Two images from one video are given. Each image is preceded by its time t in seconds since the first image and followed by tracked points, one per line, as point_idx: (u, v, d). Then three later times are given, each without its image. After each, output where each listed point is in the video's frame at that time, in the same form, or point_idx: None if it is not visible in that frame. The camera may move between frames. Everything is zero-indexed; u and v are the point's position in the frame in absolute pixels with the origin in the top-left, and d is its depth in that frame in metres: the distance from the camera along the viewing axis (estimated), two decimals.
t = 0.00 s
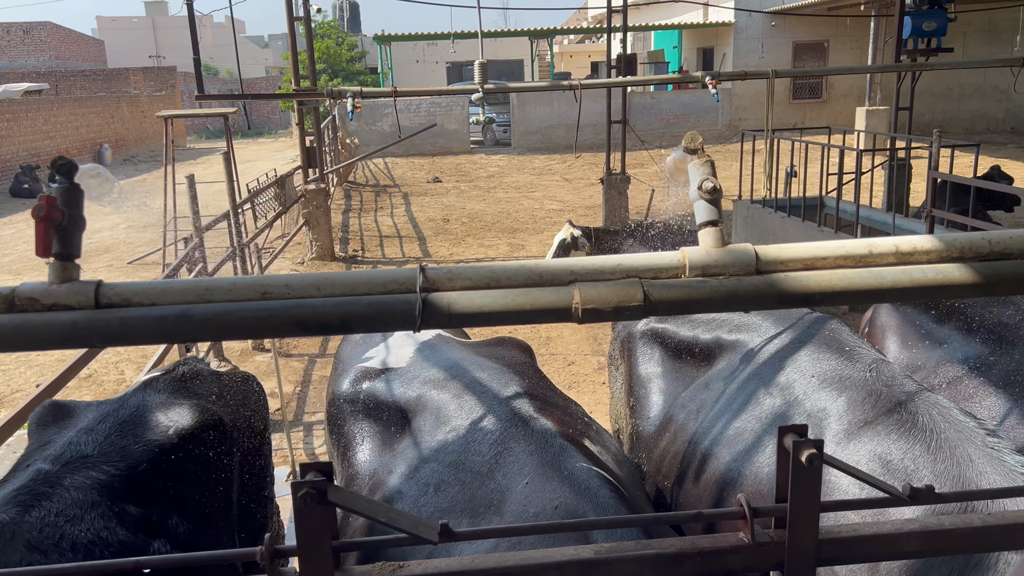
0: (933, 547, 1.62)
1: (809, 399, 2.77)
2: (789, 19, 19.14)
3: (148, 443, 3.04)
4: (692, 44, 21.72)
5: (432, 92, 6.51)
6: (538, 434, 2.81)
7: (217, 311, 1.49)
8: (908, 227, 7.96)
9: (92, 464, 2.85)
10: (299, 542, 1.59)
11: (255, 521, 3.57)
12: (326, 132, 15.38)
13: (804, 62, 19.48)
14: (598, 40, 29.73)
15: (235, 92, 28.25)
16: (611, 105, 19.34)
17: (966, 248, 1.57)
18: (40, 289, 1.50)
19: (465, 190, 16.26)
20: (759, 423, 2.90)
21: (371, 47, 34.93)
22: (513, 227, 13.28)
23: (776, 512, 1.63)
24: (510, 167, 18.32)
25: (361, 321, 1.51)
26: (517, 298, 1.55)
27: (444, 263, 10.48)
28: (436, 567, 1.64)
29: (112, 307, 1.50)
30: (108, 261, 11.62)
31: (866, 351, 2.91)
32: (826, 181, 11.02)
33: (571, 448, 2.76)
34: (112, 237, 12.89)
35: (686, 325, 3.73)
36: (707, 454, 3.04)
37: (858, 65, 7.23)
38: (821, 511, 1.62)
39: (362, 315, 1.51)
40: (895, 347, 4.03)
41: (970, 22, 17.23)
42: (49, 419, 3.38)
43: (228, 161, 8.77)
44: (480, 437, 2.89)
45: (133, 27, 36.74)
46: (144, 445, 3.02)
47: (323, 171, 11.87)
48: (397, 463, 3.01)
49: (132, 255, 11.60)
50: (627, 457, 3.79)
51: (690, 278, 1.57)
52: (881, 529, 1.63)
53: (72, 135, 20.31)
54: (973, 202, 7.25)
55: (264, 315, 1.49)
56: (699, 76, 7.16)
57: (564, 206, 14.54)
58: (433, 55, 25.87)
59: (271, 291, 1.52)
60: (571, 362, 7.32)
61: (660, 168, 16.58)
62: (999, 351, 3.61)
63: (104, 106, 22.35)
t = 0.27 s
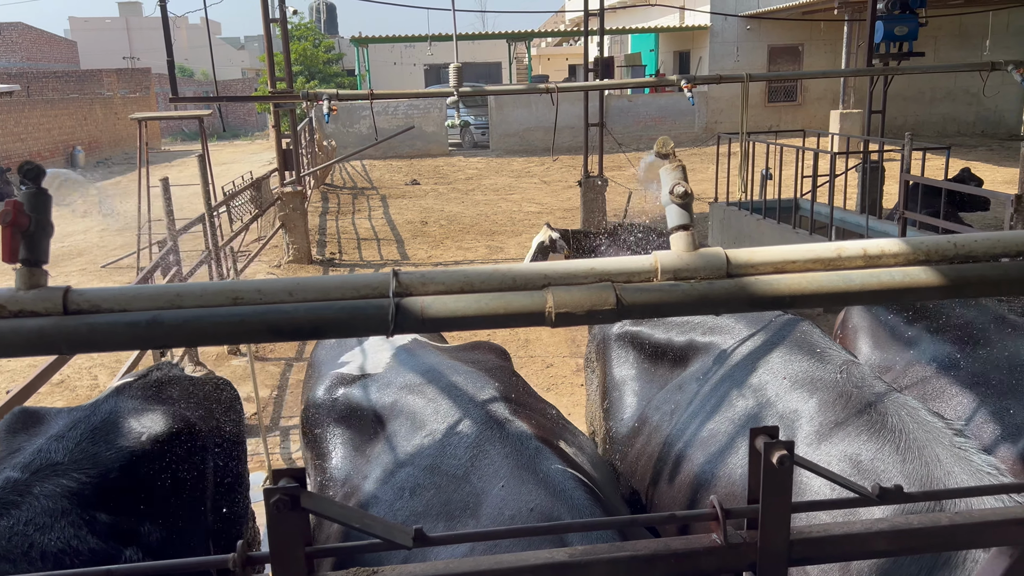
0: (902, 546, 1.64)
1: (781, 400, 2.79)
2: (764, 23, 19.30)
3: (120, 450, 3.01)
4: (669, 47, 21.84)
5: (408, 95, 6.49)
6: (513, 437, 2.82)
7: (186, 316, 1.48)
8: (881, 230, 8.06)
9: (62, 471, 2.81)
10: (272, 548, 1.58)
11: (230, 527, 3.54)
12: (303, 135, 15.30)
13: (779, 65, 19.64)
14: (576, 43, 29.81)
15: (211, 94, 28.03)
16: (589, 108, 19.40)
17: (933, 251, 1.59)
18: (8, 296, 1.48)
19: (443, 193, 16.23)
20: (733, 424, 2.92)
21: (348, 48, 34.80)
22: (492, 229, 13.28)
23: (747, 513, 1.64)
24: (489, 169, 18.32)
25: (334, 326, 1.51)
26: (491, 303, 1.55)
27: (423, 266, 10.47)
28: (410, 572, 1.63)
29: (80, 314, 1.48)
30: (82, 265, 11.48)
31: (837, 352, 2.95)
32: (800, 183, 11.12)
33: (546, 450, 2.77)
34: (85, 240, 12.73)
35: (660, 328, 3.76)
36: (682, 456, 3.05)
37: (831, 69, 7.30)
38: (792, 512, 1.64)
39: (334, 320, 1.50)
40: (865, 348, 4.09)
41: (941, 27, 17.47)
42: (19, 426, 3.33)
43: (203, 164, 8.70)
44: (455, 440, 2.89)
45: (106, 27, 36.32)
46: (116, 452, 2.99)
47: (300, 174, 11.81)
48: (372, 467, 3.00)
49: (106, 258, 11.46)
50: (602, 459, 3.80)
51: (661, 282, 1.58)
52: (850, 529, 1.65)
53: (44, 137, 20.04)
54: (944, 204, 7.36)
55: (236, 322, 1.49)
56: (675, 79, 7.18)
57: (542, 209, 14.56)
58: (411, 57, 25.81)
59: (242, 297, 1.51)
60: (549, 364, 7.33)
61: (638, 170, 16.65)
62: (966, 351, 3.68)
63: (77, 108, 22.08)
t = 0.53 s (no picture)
0: (866, 541, 1.65)
1: (748, 399, 2.82)
2: (731, 27, 19.48)
3: (81, 458, 2.96)
4: (638, 50, 21.98)
5: (376, 98, 6.45)
6: (482, 438, 2.81)
7: (146, 320, 1.46)
8: (846, 231, 8.16)
9: (21, 481, 2.76)
10: (235, 555, 1.56)
11: (198, 534, 3.50)
12: (271, 137, 15.15)
13: (746, 68, 19.84)
14: (545, 46, 29.89)
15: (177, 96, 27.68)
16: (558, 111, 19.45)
17: (891, 250, 1.62)
18: None
19: (413, 195, 16.17)
20: (701, 424, 2.94)
21: (316, 51, 34.56)
22: (463, 232, 13.25)
23: (714, 510, 1.65)
24: (459, 172, 18.29)
25: (297, 329, 1.49)
26: (457, 304, 1.54)
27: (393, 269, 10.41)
28: None
29: (36, 318, 1.45)
30: (44, 271, 11.28)
31: (803, 351, 2.98)
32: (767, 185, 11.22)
33: (515, 451, 2.76)
34: (47, 246, 12.50)
35: (629, 329, 3.78)
36: (650, 456, 3.07)
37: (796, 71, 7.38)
38: (757, 509, 1.65)
39: (298, 323, 1.49)
40: (830, 346, 4.14)
41: (903, 31, 17.77)
42: None
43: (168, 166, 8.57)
44: (424, 443, 2.88)
45: (68, 29, 35.72)
46: (76, 461, 2.94)
47: (267, 176, 11.69)
48: (340, 472, 2.98)
49: (69, 264, 11.26)
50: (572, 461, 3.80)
51: (626, 282, 1.59)
52: (815, 525, 1.66)
53: (5, 140, 19.64)
54: (907, 204, 7.47)
55: (197, 325, 1.47)
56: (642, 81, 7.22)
57: (513, 211, 14.57)
58: (380, 60, 25.70)
59: (203, 299, 1.49)
60: (521, 366, 7.33)
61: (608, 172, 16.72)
62: (928, 346, 3.75)
63: (38, 111, 21.68)
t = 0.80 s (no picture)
0: (825, 532, 1.69)
1: (709, 396, 2.86)
2: (690, 29, 19.68)
3: (36, 469, 2.89)
4: (599, 52, 22.11)
5: (337, 100, 6.41)
6: (446, 438, 2.81)
7: (104, 324, 1.44)
8: (805, 230, 8.29)
9: None
10: (199, 562, 1.54)
11: (159, 543, 3.44)
12: (230, 140, 14.96)
13: (706, 71, 20.07)
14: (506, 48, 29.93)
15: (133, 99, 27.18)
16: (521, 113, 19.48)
17: (847, 247, 1.65)
18: None
19: (376, 198, 16.08)
20: (663, 422, 2.97)
21: (275, 53, 34.21)
22: (426, 234, 13.21)
23: (677, 506, 1.67)
24: (422, 174, 18.23)
25: (258, 332, 1.48)
26: (421, 305, 1.54)
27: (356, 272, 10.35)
28: None
29: None
30: None
31: (762, 348, 3.03)
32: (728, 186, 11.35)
33: (479, 450, 2.76)
34: None
35: (593, 329, 3.80)
36: (614, 454, 3.09)
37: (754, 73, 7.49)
38: (719, 503, 1.67)
39: (259, 326, 1.48)
40: (789, 343, 4.21)
41: (858, 34, 18.11)
42: None
43: (124, 170, 8.42)
44: (388, 445, 2.87)
45: (19, 30, 34.88)
46: (31, 471, 2.88)
47: (227, 180, 11.54)
48: (302, 475, 2.95)
49: (22, 270, 11.00)
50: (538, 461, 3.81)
51: (589, 281, 1.60)
52: (776, 518, 1.69)
53: None
54: (863, 203, 7.62)
55: (156, 329, 1.45)
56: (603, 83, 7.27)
57: (477, 213, 14.56)
58: (341, 62, 25.51)
59: (162, 303, 1.47)
60: (486, 368, 7.33)
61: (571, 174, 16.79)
62: (883, 341, 3.82)
63: None
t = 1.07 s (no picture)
0: (786, 526, 1.73)
1: (670, 394, 2.90)
2: (646, 31, 19.87)
3: None
4: (557, 54, 22.22)
5: (294, 103, 6.35)
6: (411, 439, 2.82)
7: (66, 335, 1.42)
8: (761, 229, 8.43)
9: None
10: (166, 572, 1.53)
11: (119, 556, 3.39)
12: (185, 144, 14.73)
13: (662, 72, 20.28)
14: (464, 50, 29.92)
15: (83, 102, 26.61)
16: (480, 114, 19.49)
17: (803, 247, 1.69)
18: None
19: (335, 202, 15.96)
20: (626, 420, 3.01)
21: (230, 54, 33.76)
22: (387, 237, 13.16)
23: (643, 503, 1.69)
24: (382, 177, 18.14)
25: (223, 340, 1.47)
26: (387, 311, 1.55)
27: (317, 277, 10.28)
28: None
29: None
30: None
31: (721, 346, 3.08)
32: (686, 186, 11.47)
33: (444, 450, 2.78)
34: None
35: (555, 330, 3.83)
36: (578, 454, 3.12)
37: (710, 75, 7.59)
38: (683, 500, 1.70)
39: (223, 334, 1.47)
40: (748, 340, 4.28)
41: (810, 36, 18.47)
42: None
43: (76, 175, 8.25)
44: (352, 447, 2.86)
45: None
46: None
47: (182, 184, 11.36)
48: (264, 480, 2.94)
49: None
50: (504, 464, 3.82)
51: (553, 284, 1.62)
52: (738, 513, 1.73)
53: None
54: (818, 202, 7.76)
55: (120, 339, 1.44)
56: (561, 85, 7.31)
57: (438, 215, 14.54)
58: (297, 64, 25.28)
59: (124, 313, 1.46)
60: (450, 371, 7.32)
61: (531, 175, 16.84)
62: (838, 338, 3.91)
63: None
